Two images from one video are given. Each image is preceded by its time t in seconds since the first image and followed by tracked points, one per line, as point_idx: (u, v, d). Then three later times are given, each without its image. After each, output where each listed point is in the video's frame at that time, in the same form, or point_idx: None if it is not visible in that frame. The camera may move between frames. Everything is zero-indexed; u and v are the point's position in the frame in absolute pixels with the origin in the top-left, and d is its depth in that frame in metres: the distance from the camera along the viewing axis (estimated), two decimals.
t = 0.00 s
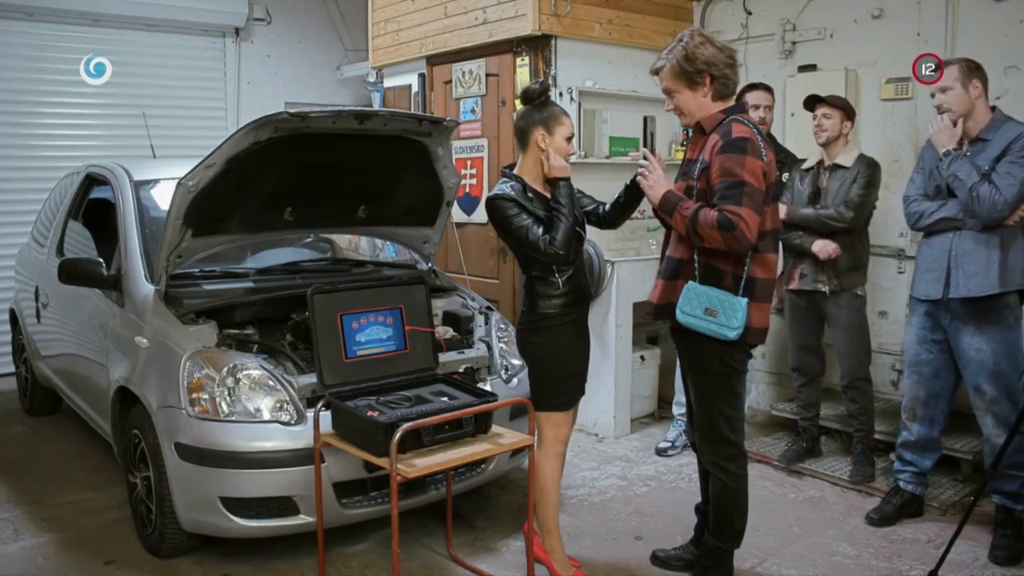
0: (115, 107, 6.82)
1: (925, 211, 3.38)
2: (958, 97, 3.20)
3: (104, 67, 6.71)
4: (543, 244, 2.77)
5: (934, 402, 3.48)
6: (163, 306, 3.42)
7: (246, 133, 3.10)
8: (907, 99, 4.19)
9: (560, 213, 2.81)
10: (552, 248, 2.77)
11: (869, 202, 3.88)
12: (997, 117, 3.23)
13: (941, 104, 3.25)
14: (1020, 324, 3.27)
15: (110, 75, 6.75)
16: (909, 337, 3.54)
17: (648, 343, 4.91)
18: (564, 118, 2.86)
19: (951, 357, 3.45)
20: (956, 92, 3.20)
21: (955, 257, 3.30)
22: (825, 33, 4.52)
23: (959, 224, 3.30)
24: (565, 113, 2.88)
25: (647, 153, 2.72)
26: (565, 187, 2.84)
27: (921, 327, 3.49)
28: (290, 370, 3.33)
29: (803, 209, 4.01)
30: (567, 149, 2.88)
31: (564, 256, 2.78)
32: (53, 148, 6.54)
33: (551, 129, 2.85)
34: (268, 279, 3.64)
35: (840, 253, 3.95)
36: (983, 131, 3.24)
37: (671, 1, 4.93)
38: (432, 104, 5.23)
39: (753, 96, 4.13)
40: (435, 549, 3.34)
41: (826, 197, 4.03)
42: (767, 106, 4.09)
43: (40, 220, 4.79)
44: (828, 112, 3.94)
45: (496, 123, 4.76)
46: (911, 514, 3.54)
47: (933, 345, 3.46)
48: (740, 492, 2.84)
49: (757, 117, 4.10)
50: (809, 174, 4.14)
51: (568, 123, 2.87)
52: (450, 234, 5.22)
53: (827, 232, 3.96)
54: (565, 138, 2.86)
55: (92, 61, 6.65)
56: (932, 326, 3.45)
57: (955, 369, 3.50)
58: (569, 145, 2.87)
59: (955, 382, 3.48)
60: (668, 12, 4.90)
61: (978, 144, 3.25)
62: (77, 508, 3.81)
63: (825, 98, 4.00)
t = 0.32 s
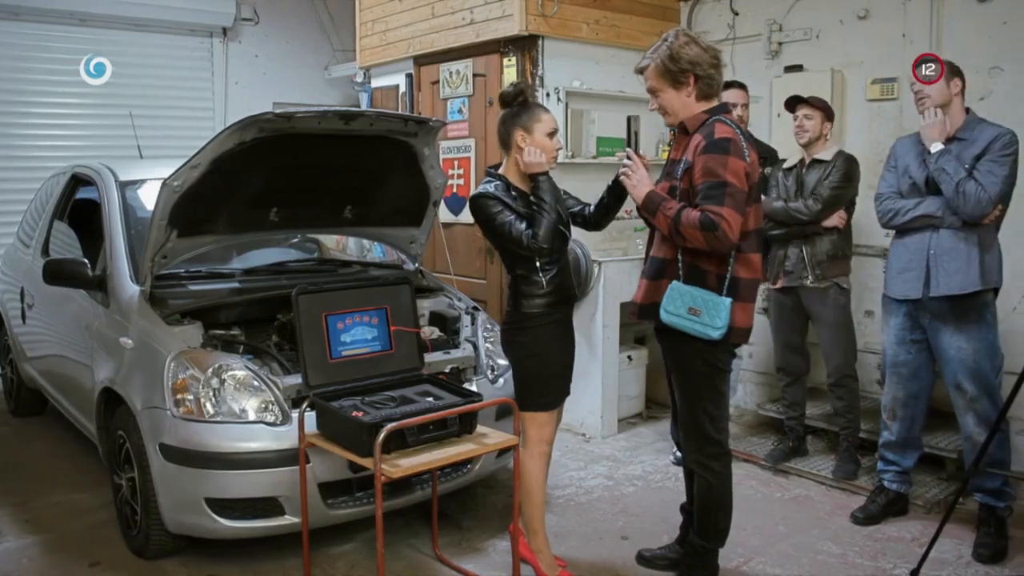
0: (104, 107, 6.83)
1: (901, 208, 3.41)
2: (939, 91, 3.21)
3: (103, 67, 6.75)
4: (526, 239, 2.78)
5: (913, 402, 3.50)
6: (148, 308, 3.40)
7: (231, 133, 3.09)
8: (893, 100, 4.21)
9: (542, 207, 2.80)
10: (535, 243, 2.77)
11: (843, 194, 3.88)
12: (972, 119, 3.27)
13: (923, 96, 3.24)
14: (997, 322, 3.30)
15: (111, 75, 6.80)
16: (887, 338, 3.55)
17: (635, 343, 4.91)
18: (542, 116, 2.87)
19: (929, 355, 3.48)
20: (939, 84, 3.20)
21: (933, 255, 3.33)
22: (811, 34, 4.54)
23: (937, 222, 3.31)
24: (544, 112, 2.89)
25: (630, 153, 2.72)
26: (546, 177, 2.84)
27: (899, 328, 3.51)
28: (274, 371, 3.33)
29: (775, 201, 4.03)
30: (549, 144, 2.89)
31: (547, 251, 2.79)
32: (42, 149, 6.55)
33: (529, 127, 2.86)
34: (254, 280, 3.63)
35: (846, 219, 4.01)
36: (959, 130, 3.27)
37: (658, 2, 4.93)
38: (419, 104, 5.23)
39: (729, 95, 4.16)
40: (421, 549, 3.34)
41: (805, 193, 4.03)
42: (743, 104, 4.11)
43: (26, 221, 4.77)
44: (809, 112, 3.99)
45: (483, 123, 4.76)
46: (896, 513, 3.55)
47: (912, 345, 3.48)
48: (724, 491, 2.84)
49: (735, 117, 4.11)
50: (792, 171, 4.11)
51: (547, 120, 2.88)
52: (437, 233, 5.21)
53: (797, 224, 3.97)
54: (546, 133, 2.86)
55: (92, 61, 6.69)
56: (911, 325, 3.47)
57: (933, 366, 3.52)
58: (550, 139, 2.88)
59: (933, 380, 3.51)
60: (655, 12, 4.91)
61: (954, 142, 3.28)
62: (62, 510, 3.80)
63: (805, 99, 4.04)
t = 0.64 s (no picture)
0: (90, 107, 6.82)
1: (882, 208, 3.44)
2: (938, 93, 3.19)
3: (104, 67, 6.81)
4: (504, 240, 2.79)
5: (895, 401, 3.52)
6: (129, 309, 3.39)
7: (211, 133, 3.08)
8: (874, 100, 4.23)
9: (520, 209, 2.82)
10: (514, 244, 2.79)
11: (834, 196, 3.90)
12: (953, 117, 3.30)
13: (925, 94, 3.20)
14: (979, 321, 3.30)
15: (110, 75, 6.86)
16: (871, 338, 3.56)
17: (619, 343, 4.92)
18: (525, 122, 2.86)
19: (913, 356, 3.49)
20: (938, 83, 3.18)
21: (916, 254, 3.34)
22: (792, 35, 4.56)
23: (918, 221, 3.33)
24: (529, 118, 2.88)
25: (609, 153, 2.73)
26: (523, 181, 2.84)
27: (882, 327, 3.52)
28: (256, 372, 3.33)
29: (765, 205, 4.05)
30: (532, 151, 2.89)
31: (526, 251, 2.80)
32: (25, 149, 6.53)
33: (511, 133, 2.85)
34: (235, 281, 3.61)
35: (836, 221, 4.01)
36: (939, 129, 3.30)
37: (641, 3, 4.95)
38: (403, 104, 5.22)
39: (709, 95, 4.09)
40: (403, 550, 3.34)
41: (794, 195, 4.06)
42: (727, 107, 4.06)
43: (7, 221, 4.73)
44: (796, 113, 4.00)
45: (467, 124, 4.76)
46: (877, 512, 3.57)
47: (895, 345, 3.49)
48: (704, 490, 2.85)
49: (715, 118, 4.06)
50: (780, 173, 4.14)
51: (530, 127, 2.86)
52: (420, 233, 5.22)
53: (787, 228, 3.99)
54: (527, 141, 2.86)
55: (93, 61, 6.75)
56: (894, 325, 3.48)
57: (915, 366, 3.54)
58: (530, 143, 2.87)
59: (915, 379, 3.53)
60: (638, 13, 4.92)
61: (935, 142, 3.31)
62: (42, 512, 3.78)
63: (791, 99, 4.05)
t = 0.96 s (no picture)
0: (72, 107, 6.79)
1: (865, 209, 3.43)
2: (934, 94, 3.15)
3: (103, 67, 6.86)
4: (489, 237, 2.79)
5: (878, 401, 3.54)
6: (107, 310, 3.36)
7: (189, 134, 3.07)
8: (852, 101, 4.26)
9: (501, 207, 2.85)
10: (498, 241, 2.80)
11: (828, 201, 3.86)
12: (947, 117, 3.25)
13: (925, 98, 3.14)
14: (964, 321, 3.28)
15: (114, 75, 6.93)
16: (858, 337, 3.57)
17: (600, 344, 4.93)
18: (503, 124, 2.84)
19: (897, 355, 3.49)
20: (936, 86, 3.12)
21: (901, 255, 3.32)
22: (772, 36, 4.58)
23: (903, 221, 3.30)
24: (508, 120, 2.86)
25: (585, 154, 2.73)
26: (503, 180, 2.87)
27: (869, 326, 3.53)
28: (234, 373, 3.32)
29: (757, 206, 4.01)
30: (509, 153, 2.89)
31: (510, 248, 2.81)
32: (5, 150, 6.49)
33: (489, 134, 2.84)
34: (214, 282, 3.59)
35: (829, 225, 3.97)
36: (928, 128, 3.26)
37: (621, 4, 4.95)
38: (384, 105, 5.21)
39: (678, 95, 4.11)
40: (383, 551, 3.33)
41: (788, 196, 4.01)
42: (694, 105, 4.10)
43: None
44: (795, 112, 3.95)
45: (448, 124, 4.76)
46: (855, 510, 3.59)
47: (881, 343, 3.49)
48: (683, 490, 2.86)
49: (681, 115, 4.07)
50: (776, 173, 4.09)
51: (508, 129, 2.85)
52: (400, 234, 5.23)
53: (779, 231, 3.95)
54: (504, 143, 2.85)
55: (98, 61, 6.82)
56: (880, 325, 3.49)
57: (901, 367, 3.54)
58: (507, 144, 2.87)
59: (901, 378, 3.53)
60: (618, 14, 4.93)
61: (922, 140, 3.28)
62: (19, 516, 3.75)
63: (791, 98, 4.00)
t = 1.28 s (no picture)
0: (53, 108, 6.76)
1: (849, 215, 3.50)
2: (911, 96, 3.19)
3: (104, 67, 6.90)
4: (471, 246, 2.77)
5: (866, 395, 3.53)
6: (85, 312, 3.34)
7: (167, 135, 3.05)
8: (833, 103, 4.28)
9: (487, 215, 2.88)
10: (480, 250, 2.78)
11: (818, 206, 3.84)
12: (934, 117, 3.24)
13: (892, 100, 3.22)
14: (948, 322, 3.25)
15: (110, 75, 6.95)
16: (848, 335, 3.58)
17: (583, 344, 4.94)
18: (479, 123, 2.82)
19: (884, 355, 3.48)
20: (908, 87, 3.18)
21: (886, 258, 3.34)
22: (752, 37, 4.60)
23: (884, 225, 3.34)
24: (484, 120, 2.85)
25: (564, 154, 2.74)
26: (493, 185, 2.90)
27: (858, 324, 3.53)
28: (212, 375, 3.31)
29: (745, 206, 4.02)
30: (485, 152, 2.86)
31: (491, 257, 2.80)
32: None
33: (465, 135, 2.83)
34: (193, 283, 3.57)
35: (817, 230, 3.95)
36: (914, 129, 3.26)
37: (603, 5, 4.97)
38: (366, 105, 5.21)
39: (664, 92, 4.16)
40: (364, 553, 3.32)
41: (778, 198, 4.00)
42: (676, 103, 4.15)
43: None
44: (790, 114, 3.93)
45: (429, 125, 4.76)
46: (835, 509, 3.60)
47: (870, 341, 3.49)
48: (661, 490, 2.86)
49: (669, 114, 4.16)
50: (770, 172, 4.07)
51: (485, 129, 2.83)
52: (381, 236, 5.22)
53: (764, 234, 3.95)
54: (480, 143, 2.83)
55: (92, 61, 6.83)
56: (868, 325, 3.49)
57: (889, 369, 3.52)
58: (484, 146, 2.84)
59: (887, 378, 3.51)
60: (599, 15, 4.94)
61: (908, 142, 3.28)
62: None
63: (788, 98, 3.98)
